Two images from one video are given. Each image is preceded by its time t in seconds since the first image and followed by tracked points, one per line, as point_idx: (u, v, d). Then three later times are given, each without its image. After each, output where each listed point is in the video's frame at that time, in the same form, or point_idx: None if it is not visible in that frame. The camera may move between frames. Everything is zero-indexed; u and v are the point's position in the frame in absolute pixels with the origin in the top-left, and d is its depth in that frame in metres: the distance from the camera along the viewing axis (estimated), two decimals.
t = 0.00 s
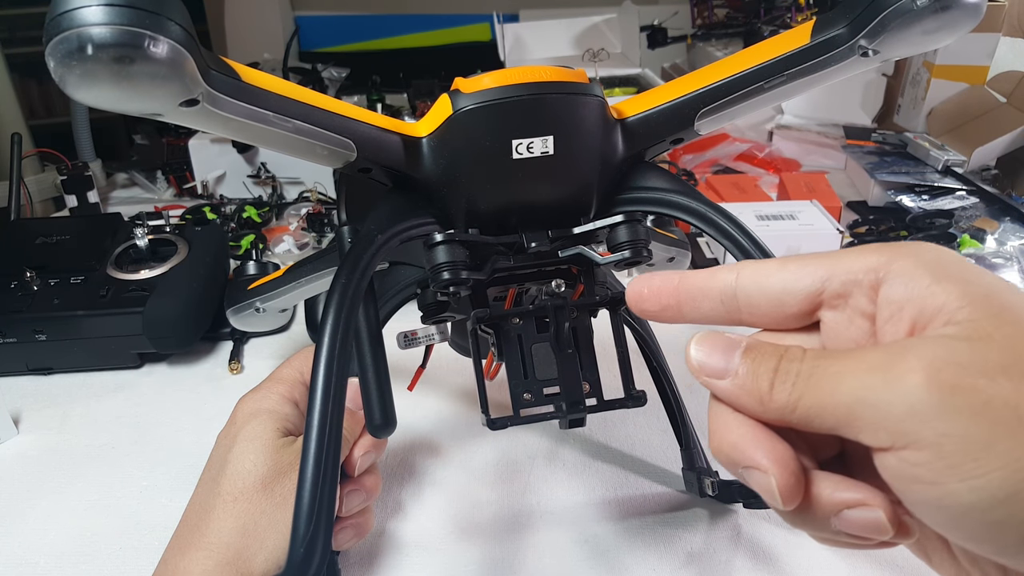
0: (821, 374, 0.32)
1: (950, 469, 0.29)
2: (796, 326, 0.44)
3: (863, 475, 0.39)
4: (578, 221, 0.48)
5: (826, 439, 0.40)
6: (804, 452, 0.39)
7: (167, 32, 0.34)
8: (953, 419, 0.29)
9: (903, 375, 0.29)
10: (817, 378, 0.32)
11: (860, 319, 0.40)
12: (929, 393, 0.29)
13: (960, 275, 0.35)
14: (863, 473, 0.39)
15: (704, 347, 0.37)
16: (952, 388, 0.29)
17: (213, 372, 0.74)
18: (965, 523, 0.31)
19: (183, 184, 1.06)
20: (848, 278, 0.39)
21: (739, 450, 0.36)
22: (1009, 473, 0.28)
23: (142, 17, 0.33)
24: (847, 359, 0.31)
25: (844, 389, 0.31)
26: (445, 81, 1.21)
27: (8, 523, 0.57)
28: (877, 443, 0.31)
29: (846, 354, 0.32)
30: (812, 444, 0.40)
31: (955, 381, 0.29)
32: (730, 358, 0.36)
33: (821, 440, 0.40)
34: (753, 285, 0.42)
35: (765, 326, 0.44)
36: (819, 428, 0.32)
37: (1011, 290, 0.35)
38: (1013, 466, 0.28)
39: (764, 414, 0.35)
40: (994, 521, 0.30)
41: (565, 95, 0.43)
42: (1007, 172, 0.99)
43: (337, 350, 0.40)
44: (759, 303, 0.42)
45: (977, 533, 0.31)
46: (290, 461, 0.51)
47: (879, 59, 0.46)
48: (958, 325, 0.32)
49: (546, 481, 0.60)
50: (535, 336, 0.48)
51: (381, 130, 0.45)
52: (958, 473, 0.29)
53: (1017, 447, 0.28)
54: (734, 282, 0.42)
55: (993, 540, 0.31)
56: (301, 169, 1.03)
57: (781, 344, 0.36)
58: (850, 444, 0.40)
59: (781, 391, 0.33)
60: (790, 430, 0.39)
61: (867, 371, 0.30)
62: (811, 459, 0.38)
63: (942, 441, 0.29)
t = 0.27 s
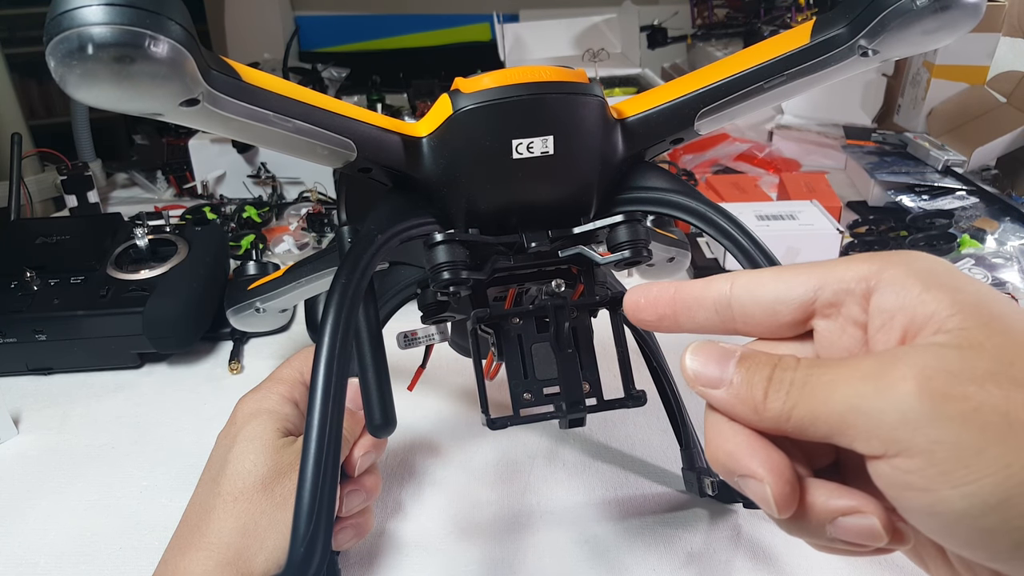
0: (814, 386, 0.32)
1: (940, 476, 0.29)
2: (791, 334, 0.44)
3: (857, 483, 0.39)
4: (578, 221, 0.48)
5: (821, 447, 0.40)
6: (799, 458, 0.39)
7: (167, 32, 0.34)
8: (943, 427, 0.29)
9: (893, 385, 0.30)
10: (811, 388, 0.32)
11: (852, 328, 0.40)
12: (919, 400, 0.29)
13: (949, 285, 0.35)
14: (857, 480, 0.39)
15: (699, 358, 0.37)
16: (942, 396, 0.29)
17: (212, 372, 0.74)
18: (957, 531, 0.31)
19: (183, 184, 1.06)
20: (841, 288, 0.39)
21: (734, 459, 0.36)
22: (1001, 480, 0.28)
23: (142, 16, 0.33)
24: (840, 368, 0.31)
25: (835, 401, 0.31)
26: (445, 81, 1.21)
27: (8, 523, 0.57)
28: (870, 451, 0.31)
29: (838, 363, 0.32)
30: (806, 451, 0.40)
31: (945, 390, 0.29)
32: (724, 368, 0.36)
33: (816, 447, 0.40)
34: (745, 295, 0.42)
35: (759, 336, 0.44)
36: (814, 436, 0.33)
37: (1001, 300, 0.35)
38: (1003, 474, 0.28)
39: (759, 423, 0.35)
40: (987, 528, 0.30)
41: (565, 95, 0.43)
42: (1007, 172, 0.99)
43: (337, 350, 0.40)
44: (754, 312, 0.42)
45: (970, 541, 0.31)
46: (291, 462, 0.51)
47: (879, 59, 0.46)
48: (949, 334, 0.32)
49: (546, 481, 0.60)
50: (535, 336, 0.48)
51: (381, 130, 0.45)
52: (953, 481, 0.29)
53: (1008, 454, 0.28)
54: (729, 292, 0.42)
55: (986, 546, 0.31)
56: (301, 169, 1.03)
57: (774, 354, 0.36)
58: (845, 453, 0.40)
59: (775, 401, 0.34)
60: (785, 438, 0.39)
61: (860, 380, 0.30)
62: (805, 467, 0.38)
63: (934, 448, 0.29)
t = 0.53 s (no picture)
0: (813, 389, 0.32)
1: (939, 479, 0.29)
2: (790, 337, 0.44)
3: (857, 485, 0.39)
4: (578, 221, 0.48)
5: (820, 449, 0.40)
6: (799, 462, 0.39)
7: (167, 32, 0.34)
8: (942, 428, 0.29)
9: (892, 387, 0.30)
10: (809, 389, 0.32)
11: (851, 331, 0.40)
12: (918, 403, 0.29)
13: (947, 287, 0.35)
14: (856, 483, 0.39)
15: (699, 361, 0.36)
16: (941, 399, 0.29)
17: (212, 372, 0.74)
18: (957, 532, 0.31)
19: (183, 184, 1.06)
20: (838, 291, 0.39)
21: (734, 463, 0.36)
22: (1001, 481, 0.28)
23: (142, 16, 0.33)
24: (838, 371, 0.31)
25: (834, 404, 0.31)
26: (445, 81, 1.21)
27: (8, 523, 0.57)
28: (869, 454, 0.31)
29: (837, 366, 0.32)
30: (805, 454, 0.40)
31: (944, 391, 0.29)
32: (724, 371, 0.36)
33: (816, 451, 0.40)
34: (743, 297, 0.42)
35: (758, 339, 0.44)
36: (814, 439, 0.32)
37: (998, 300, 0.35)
38: (1004, 475, 0.28)
39: (759, 426, 0.35)
40: (987, 530, 0.30)
41: (565, 95, 0.43)
42: (1007, 172, 0.99)
43: (337, 350, 0.40)
44: (753, 315, 0.42)
45: (970, 543, 0.31)
46: (290, 462, 0.51)
47: (878, 59, 0.46)
48: (947, 336, 0.32)
49: (546, 482, 0.60)
50: (535, 336, 0.48)
51: (381, 130, 0.45)
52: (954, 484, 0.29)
53: (1008, 455, 0.28)
54: (728, 295, 0.42)
55: (986, 548, 0.31)
56: (301, 169, 1.03)
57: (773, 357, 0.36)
58: (844, 455, 0.40)
59: (775, 404, 0.33)
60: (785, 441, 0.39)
61: (859, 382, 0.30)
62: (805, 470, 0.38)
63: (933, 450, 0.29)
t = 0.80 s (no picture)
0: (806, 395, 0.32)
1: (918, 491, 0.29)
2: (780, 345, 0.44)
3: (846, 495, 0.39)
4: (578, 221, 0.48)
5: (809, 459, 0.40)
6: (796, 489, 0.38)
7: (167, 30, 0.34)
8: (927, 441, 0.29)
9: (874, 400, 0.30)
10: (799, 396, 0.32)
11: (837, 341, 0.40)
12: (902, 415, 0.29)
13: (934, 297, 0.35)
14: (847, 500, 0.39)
15: (688, 372, 0.36)
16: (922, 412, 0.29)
17: (212, 373, 0.74)
18: (943, 543, 0.31)
19: (183, 184, 1.06)
20: (826, 301, 0.39)
21: (722, 474, 0.35)
22: (986, 493, 0.28)
23: (142, 15, 0.33)
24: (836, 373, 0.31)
25: (823, 414, 0.31)
26: (446, 81, 1.21)
27: (8, 524, 0.57)
28: (857, 465, 0.31)
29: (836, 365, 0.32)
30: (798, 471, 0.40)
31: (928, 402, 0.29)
32: (713, 383, 0.36)
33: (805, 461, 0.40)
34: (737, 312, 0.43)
35: (747, 349, 0.44)
36: (802, 450, 0.32)
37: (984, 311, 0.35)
38: (988, 486, 0.28)
39: (748, 437, 0.35)
40: (974, 541, 0.30)
41: (565, 95, 0.43)
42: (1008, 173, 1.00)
43: (336, 348, 0.40)
44: (742, 325, 0.43)
45: (958, 554, 0.31)
46: (290, 461, 0.51)
47: (876, 58, 0.46)
48: (932, 347, 0.33)
49: (546, 482, 0.60)
50: (535, 336, 0.48)
51: (381, 129, 0.45)
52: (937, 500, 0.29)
53: (992, 466, 0.28)
54: (717, 306, 0.43)
55: (973, 559, 0.31)
56: (301, 169, 1.03)
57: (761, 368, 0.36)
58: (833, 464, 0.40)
59: (762, 414, 0.33)
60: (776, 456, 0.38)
61: (846, 394, 0.30)
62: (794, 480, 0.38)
63: (919, 462, 0.29)
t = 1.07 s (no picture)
0: (821, 379, 0.32)
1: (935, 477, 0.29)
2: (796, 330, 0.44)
3: (856, 482, 0.39)
4: (578, 221, 0.48)
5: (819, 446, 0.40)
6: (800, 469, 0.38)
7: (167, 31, 0.34)
8: (943, 427, 0.29)
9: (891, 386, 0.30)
10: (813, 381, 0.32)
11: (853, 327, 0.40)
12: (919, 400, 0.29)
13: (952, 284, 0.35)
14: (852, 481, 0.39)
15: (700, 354, 0.37)
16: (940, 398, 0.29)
17: (213, 372, 0.74)
18: (955, 531, 0.31)
19: (183, 184, 1.06)
20: (842, 286, 0.39)
21: (734, 458, 0.35)
22: (1001, 481, 0.28)
23: (141, 16, 0.33)
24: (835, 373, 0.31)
25: (838, 399, 0.31)
26: (445, 81, 1.21)
27: (8, 523, 0.57)
28: (869, 451, 0.31)
29: (835, 367, 0.32)
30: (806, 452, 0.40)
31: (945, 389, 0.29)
32: (725, 367, 0.36)
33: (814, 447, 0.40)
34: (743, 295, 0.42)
35: (759, 334, 0.44)
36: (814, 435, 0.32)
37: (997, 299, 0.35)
38: (1003, 474, 0.28)
39: (760, 422, 0.35)
40: (986, 530, 0.30)
41: (565, 95, 0.43)
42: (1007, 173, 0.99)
43: (336, 349, 0.40)
44: (756, 310, 0.42)
45: (969, 542, 0.31)
46: (290, 461, 0.51)
47: (878, 59, 0.46)
48: (950, 334, 0.33)
49: (546, 481, 0.60)
50: (535, 336, 0.48)
51: (381, 130, 0.45)
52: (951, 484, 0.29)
53: (1008, 454, 0.28)
54: (730, 290, 0.42)
55: (985, 548, 0.31)
56: (301, 169, 1.03)
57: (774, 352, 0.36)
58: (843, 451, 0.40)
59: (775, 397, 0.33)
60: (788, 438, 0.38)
61: (863, 379, 0.30)
62: (803, 467, 0.37)
63: (933, 448, 0.29)
